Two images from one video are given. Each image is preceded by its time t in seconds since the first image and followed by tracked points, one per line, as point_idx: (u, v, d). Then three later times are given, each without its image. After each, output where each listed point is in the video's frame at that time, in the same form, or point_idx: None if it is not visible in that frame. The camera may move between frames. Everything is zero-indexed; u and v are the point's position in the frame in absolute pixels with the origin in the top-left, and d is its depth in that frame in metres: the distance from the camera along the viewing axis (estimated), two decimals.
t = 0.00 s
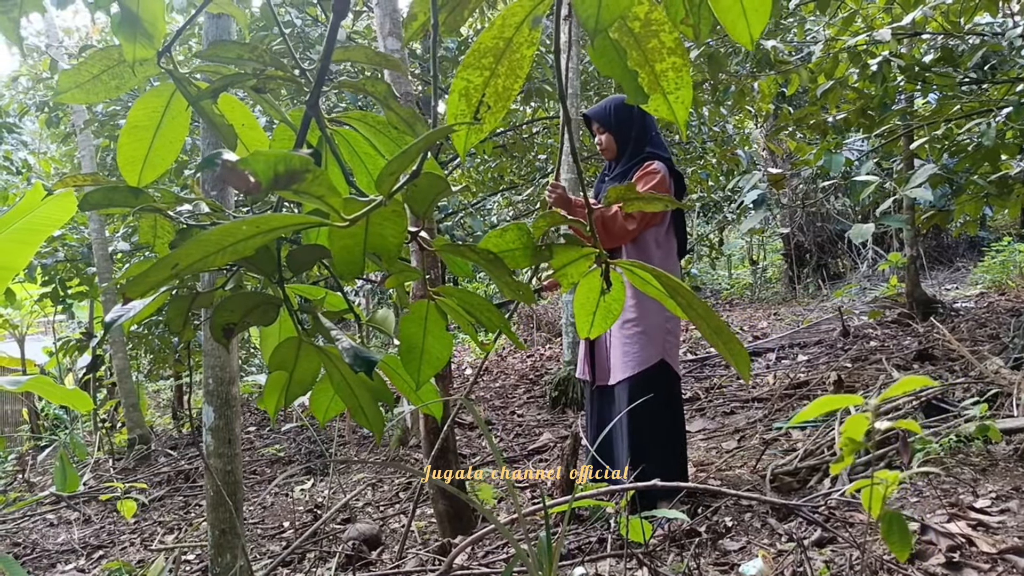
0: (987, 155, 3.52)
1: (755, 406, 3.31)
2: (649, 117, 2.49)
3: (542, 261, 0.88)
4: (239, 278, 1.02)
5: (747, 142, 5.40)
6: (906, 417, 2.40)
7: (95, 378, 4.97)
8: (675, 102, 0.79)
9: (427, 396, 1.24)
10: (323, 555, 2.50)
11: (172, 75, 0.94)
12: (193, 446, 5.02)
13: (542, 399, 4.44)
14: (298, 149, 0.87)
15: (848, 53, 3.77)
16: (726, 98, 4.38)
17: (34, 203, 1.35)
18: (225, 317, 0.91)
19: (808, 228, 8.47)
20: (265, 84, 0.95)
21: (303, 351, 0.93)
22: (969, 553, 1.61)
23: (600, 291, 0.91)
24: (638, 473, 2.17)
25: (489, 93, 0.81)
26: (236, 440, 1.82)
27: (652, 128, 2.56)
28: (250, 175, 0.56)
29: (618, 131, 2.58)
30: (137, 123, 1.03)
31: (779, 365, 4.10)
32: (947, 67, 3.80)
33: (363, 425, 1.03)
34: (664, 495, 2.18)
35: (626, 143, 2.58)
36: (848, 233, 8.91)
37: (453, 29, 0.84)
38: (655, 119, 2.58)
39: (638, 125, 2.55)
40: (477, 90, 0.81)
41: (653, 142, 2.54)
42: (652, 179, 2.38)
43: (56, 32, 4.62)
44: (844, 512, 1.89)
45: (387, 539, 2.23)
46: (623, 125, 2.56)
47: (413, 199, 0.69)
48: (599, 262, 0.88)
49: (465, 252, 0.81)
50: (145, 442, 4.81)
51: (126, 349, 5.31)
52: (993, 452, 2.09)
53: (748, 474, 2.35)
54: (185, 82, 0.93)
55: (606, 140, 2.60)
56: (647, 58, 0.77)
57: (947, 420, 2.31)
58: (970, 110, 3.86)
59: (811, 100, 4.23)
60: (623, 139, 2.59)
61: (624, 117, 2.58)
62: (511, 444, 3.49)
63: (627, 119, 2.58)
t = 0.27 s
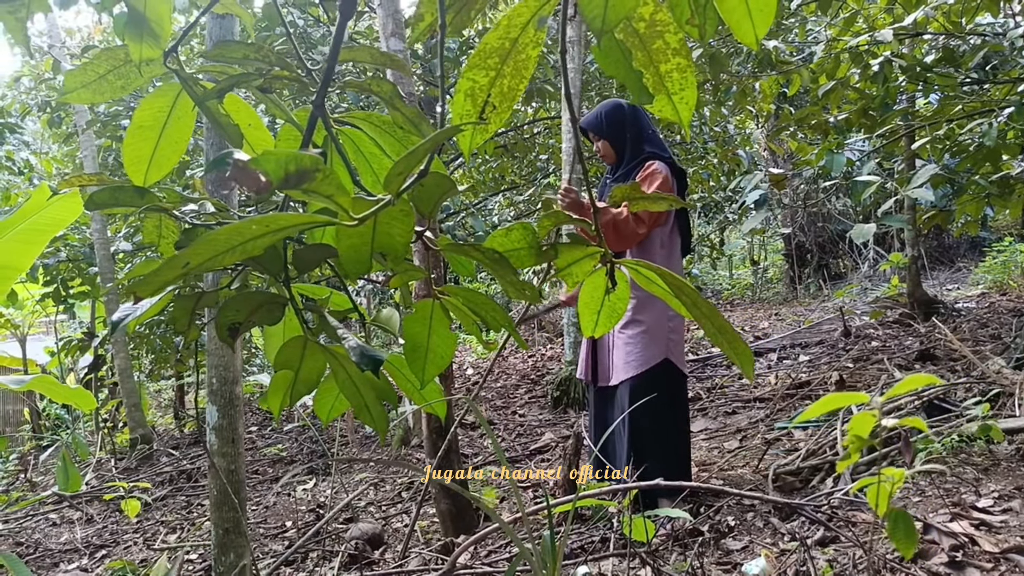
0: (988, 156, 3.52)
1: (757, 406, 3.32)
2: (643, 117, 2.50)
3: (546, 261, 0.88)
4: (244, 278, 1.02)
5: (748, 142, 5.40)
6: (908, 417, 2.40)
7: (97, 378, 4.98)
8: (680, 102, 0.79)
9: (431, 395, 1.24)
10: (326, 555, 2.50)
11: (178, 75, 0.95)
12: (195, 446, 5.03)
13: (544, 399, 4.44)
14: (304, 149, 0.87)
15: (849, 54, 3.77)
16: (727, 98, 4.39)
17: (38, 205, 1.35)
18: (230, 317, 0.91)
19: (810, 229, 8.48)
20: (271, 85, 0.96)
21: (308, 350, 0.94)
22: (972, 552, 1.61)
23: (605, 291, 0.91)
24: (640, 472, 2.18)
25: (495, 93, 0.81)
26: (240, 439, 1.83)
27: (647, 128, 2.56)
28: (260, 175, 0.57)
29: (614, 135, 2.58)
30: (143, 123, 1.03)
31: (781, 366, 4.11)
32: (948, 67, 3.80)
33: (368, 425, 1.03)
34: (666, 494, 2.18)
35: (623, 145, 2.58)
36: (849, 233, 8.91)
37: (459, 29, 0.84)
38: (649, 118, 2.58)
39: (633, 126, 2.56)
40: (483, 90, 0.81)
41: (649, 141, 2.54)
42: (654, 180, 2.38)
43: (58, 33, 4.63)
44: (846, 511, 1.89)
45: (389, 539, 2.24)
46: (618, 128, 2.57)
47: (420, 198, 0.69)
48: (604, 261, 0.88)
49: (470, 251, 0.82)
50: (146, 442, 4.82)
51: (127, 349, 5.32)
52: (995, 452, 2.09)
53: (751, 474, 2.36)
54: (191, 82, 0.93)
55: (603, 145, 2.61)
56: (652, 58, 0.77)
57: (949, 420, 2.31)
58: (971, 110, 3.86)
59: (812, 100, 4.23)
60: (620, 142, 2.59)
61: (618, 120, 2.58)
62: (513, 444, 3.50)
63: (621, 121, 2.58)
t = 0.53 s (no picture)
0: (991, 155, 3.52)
1: (761, 405, 3.32)
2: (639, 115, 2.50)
3: (557, 255, 0.88)
4: (253, 273, 1.02)
5: (750, 141, 5.40)
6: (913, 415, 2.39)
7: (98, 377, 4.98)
8: (693, 95, 0.79)
9: (439, 392, 1.23)
10: (330, 553, 2.50)
11: (187, 69, 0.94)
12: (197, 445, 5.03)
13: (546, 398, 4.44)
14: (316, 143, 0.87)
15: (852, 53, 3.77)
16: (730, 97, 4.38)
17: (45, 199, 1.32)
18: (240, 311, 0.91)
19: (811, 228, 8.47)
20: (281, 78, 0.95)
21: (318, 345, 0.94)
22: (981, 550, 1.61)
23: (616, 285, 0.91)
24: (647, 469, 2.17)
25: (508, 86, 0.81)
26: (246, 437, 1.83)
27: (644, 125, 2.56)
28: (277, 165, 0.56)
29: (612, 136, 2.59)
30: (152, 118, 1.03)
31: (783, 364, 4.11)
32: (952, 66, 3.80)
33: (377, 421, 1.03)
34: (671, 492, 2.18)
35: (622, 145, 2.59)
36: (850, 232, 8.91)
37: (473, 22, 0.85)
38: (645, 115, 2.58)
39: (630, 125, 2.56)
40: (496, 83, 0.81)
41: (647, 138, 2.54)
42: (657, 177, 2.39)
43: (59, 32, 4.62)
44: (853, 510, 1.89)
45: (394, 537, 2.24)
46: (614, 128, 2.57)
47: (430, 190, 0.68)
48: (616, 255, 0.88)
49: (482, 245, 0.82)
50: (149, 441, 4.82)
51: (129, 348, 5.31)
52: (1002, 449, 2.09)
53: (756, 472, 2.36)
54: (201, 76, 0.93)
55: (603, 147, 2.61)
56: (666, 50, 0.77)
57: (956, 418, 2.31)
58: (974, 109, 3.85)
59: (815, 99, 4.22)
60: (618, 142, 2.60)
61: (614, 120, 2.59)
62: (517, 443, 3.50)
63: (617, 122, 2.59)
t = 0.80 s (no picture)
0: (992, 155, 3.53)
1: (764, 406, 3.31)
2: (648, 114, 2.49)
3: (586, 258, 0.86)
4: (271, 276, 1.00)
5: (749, 142, 5.40)
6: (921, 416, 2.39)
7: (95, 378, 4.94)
8: (725, 96, 0.77)
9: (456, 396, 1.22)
10: (334, 557, 2.48)
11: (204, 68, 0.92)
12: (195, 447, 4.99)
13: (547, 399, 4.43)
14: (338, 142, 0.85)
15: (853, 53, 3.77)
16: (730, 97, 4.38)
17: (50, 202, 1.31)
18: (259, 316, 0.89)
19: (808, 228, 8.49)
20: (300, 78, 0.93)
21: (339, 349, 0.92)
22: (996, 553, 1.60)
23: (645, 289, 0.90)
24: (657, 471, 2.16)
25: (537, 85, 0.79)
26: (252, 441, 1.80)
27: (653, 123, 2.55)
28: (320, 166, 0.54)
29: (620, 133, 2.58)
30: (166, 117, 1.01)
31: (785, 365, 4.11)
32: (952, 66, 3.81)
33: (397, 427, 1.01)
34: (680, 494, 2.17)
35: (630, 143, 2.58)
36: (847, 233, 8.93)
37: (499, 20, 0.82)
38: (655, 113, 2.57)
39: (639, 122, 2.55)
40: (524, 83, 0.79)
41: (656, 137, 2.54)
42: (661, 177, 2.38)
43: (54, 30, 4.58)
44: (865, 512, 1.88)
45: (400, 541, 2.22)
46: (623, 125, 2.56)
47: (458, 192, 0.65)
48: (646, 259, 0.86)
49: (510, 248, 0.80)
50: (146, 443, 4.78)
51: (125, 349, 5.27)
52: (1011, 451, 2.09)
53: (764, 474, 2.35)
54: (218, 75, 0.90)
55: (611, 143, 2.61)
56: (698, 51, 0.75)
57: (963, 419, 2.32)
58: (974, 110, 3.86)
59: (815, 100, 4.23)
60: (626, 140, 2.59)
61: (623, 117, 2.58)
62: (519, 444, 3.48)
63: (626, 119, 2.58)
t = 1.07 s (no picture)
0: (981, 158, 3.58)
1: (758, 407, 3.34)
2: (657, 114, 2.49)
3: (601, 264, 0.87)
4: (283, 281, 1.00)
5: (741, 144, 5.44)
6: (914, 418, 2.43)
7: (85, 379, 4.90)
8: (740, 104, 0.78)
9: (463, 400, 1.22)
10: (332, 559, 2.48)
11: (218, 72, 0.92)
12: (187, 449, 4.96)
13: (542, 400, 4.44)
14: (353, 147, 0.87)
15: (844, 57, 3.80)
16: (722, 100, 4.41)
17: (53, 206, 1.31)
18: (273, 321, 0.89)
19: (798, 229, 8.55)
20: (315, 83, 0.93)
21: (352, 353, 0.92)
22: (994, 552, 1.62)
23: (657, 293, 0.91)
24: (657, 472, 2.17)
25: (555, 93, 0.80)
26: (253, 443, 1.80)
27: (662, 123, 2.56)
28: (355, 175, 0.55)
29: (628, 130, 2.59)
30: (178, 121, 1.01)
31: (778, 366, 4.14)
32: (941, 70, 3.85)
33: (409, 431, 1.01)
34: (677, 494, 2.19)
35: (637, 140, 2.59)
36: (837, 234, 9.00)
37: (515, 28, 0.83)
38: (664, 113, 2.57)
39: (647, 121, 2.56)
40: (543, 91, 0.80)
41: (663, 137, 2.55)
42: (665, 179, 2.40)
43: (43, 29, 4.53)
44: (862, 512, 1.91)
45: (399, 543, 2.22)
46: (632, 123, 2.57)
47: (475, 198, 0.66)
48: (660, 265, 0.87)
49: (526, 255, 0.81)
50: (138, 445, 4.74)
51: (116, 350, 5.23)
52: (1005, 450, 2.12)
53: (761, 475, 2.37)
54: (233, 80, 0.90)
55: (618, 140, 2.62)
56: (714, 60, 0.76)
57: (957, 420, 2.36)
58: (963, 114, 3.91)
59: (807, 103, 4.26)
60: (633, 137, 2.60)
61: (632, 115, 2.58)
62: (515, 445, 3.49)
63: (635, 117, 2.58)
